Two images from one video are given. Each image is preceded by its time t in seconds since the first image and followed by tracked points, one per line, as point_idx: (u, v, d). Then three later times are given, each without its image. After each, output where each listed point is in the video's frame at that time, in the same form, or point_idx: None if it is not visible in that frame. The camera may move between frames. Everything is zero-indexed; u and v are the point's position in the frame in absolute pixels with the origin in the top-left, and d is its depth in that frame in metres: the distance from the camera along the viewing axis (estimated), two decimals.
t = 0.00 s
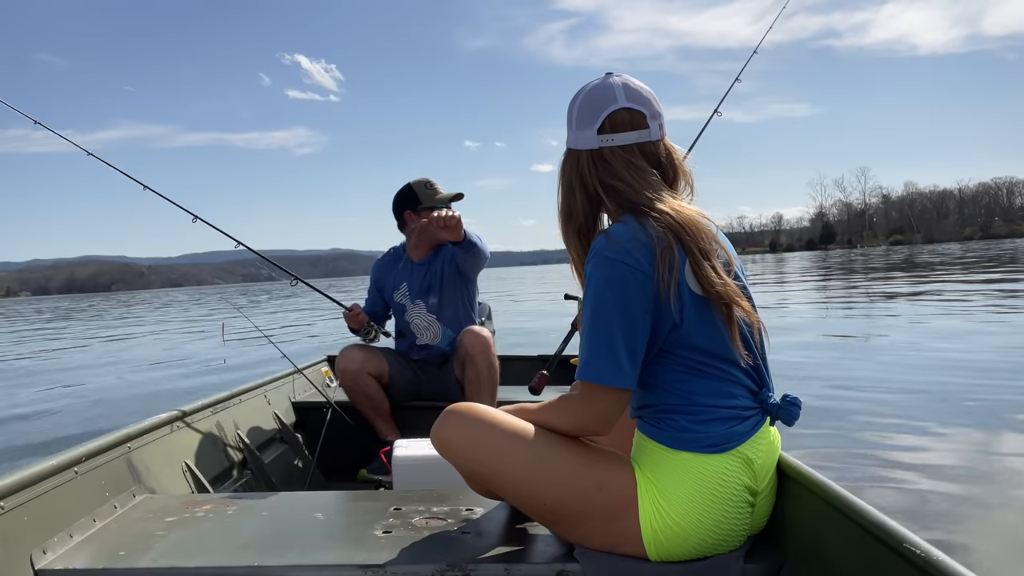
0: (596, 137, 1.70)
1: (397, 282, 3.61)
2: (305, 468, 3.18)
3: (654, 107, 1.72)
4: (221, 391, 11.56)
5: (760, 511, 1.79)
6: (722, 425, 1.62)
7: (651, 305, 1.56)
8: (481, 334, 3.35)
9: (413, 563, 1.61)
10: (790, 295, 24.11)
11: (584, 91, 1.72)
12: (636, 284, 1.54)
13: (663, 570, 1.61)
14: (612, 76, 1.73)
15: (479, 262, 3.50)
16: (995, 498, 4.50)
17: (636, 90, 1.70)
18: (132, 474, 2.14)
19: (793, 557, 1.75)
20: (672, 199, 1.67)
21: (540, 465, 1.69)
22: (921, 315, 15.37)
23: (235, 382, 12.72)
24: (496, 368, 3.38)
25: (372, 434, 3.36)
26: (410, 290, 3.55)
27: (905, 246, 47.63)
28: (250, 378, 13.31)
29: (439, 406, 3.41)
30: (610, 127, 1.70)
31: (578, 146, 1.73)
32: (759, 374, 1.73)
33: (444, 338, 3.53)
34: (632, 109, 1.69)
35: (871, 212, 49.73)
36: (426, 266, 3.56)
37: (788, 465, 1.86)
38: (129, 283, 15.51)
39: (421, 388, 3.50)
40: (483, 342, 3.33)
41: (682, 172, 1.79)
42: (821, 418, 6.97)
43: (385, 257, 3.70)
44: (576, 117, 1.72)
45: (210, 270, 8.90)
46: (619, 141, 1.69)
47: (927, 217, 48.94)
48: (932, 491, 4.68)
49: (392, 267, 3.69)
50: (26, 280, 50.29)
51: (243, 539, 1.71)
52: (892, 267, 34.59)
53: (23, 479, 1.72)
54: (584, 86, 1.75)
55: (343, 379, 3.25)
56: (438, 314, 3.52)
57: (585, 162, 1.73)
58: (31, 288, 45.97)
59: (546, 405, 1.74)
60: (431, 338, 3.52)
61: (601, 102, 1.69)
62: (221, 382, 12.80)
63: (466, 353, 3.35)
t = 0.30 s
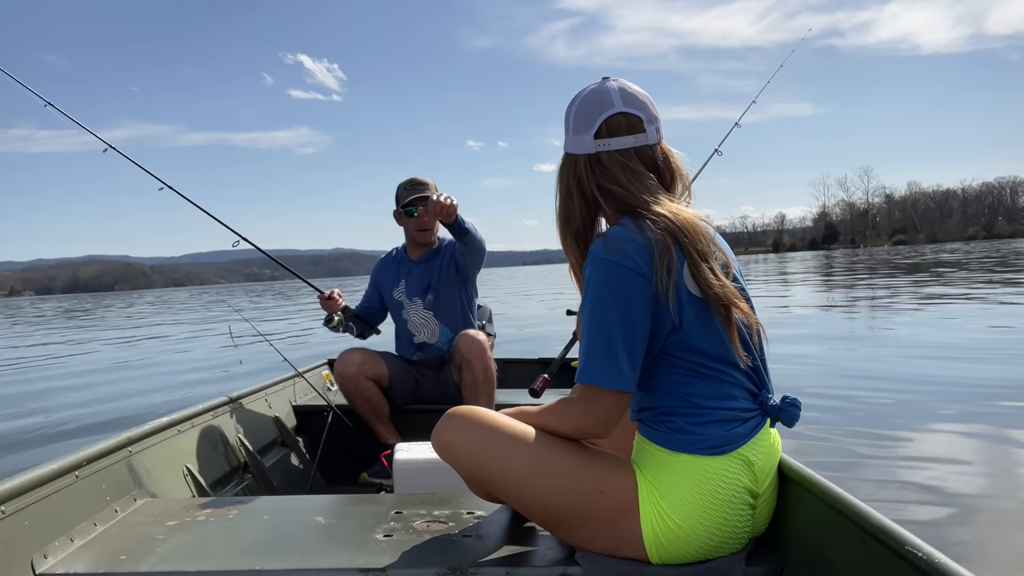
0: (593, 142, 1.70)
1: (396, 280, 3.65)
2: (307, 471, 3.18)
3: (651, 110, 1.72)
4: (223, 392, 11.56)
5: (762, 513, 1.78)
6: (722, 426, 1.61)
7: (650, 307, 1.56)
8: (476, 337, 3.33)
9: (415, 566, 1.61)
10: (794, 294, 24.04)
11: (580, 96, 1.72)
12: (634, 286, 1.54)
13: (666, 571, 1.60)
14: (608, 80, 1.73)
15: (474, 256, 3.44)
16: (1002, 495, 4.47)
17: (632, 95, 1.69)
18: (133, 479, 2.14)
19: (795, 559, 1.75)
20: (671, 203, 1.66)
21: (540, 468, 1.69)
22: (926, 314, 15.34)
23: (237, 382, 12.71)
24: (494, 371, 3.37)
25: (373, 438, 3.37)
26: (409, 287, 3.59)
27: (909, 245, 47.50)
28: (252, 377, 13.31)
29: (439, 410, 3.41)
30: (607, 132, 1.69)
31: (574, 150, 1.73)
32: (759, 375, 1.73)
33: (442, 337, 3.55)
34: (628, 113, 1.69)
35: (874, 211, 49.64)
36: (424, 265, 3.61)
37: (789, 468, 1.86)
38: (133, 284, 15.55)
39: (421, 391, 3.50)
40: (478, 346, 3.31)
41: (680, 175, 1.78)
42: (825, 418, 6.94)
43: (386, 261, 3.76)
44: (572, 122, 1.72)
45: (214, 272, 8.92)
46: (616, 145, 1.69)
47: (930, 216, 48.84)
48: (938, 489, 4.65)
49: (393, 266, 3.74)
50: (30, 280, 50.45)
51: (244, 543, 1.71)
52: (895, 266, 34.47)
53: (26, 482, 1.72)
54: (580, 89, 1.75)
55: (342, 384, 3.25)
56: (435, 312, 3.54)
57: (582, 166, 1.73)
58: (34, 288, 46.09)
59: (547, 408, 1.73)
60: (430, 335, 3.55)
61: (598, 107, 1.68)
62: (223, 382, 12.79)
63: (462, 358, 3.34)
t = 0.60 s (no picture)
0: (587, 142, 1.70)
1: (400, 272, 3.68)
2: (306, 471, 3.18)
3: (644, 110, 1.72)
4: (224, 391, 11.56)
5: (761, 512, 1.78)
6: (719, 424, 1.61)
7: (647, 306, 1.56)
8: (467, 340, 3.33)
9: (414, 566, 1.61)
10: (795, 293, 24.01)
11: (574, 96, 1.72)
12: (631, 286, 1.54)
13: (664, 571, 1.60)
14: (602, 80, 1.73)
15: (469, 264, 3.50)
16: (1003, 496, 4.45)
17: (626, 94, 1.69)
18: (132, 478, 2.15)
19: (794, 557, 1.74)
20: (664, 202, 1.66)
21: (539, 467, 1.69)
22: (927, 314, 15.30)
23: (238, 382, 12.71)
24: (486, 373, 3.37)
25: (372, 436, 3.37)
26: (412, 279, 3.61)
27: (912, 244, 47.43)
28: (254, 377, 13.31)
29: (438, 409, 3.41)
30: (601, 131, 1.69)
31: (569, 149, 1.73)
32: (755, 373, 1.73)
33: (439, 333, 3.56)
34: (621, 113, 1.69)
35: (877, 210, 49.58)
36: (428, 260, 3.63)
37: (787, 466, 1.85)
38: (136, 283, 15.60)
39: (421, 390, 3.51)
40: (469, 349, 3.31)
41: (674, 174, 1.78)
42: (826, 417, 6.94)
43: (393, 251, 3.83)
44: (567, 121, 1.72)
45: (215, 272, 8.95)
46: (610, 145, 1.69)
47: (934, 215, 48.78)
48: (937, 489, 4.64)
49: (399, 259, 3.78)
50: (33, 280, 50.49)
51: (243, 543, 1.71)
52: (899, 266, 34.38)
53: (25, 482, 1.72)
54: (575, 88, 1.75)
55: (343, 380, 3.26)
56: (435, 309, 3.57)
57: (577, 166, 1.73)
58: (38, 288, 46.24)
59: (545, 407, 1.73)
60: (427, 330, 3.57)
61: (591, 107, 1.68)
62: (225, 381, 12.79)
63: (453, 360, 3.34)
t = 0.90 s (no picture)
0: (581, 141, 1.70)
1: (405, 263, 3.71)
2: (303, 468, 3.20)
3: (639, 109, 1.72)
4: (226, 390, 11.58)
5: (757, 511, 1.78)
6: (717, 424, 1.61)
7: (644, 306, 1.56)
8: (459, 338, 3.33)
9: (409, 562, 1.61)
10: (797, 293, 23.95)
11: (568, 95, 1.72)
12: (628, 286, 1.54)
13: (659, 568, 1.60)
14: (596, 79, 1.73)
15: (459, 293, 3.36)
16: (1004, 496, 4.44)
17: (620, 93, 1.69)
18: (129, 471, 2.15)
19: (789, 556, 1.74)
20: (660, 202, 1.66)
21: (536, 465, 1.69)
22: (930, 314, 15.25)
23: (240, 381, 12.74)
24: (479, 371, 3.37)
25: (370, 432, 3.38)
26: (417, 272, 3.64)
27: (916, 243, 47.42)
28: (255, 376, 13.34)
29: (435, 405, 3.42)
30: (595, 131, 1.69)
31: (562, 149, 1.73)
32: (752, 371, 1.73)
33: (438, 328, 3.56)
34: (615, 112, 1.69)
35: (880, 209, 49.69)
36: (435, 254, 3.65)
37: (784, 465, 1.85)
38: (139, 282, 15.65)
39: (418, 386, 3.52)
40: (461, 347, 3.31)
41: (669, 173, 1.78)
42: (827, 417, 6.94)
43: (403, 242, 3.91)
44: (561, 121, 1.72)
45: (218, 271, 8.96)
46: (604, 144, 1.69)
47: (937, 215, 48.79)
48: (937, 489, 4.62)
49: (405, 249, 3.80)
50: (37, 281, 50.74)
51: (238, 536, 1.71)
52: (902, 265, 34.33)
53: (21, 473, 1.73)
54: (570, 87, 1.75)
55: (340, 373, 3.27)
56: (436, 304, 3.55)
57: (570, 165, 1.73)
58: (43, 288, 46.41)
59: (542, 406, 1.73)
60: (427, 323, 3.57)
61: (585, 107, 1.69)
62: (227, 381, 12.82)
63: (446, 358, 3.35)
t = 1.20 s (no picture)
0: (584, 141, 1.70)
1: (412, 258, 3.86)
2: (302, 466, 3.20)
3: (642, 109, 1.72)
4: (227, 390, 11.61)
5: (756, 510, 1.78)
6: (717, 424, 1.61)
7: (645, 307, 1.56)
8: (459, 337, 3.33)
9: (408, 560, 1.61)
10: (799, 293, 23.91)
11: (571, 94, 1.72)
12: (629, 286, 1.54)
13: (657, 567, 1.60)
14: (600, 78, 1.73)
15: (445, 311, 3.35)
16: (1004, 495, 4.45)
17: (624, 93, 1.69)
18: (128, 469, 2.16)
19: (788, 556, 1.74)
20: (662, 201, 1.66)
21: (536, 464, 1.68)
22: (932, 313, 15.25)
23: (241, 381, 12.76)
24: (479, 369, 3.37)
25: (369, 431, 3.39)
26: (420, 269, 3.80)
27: (918, 242, 47.39)
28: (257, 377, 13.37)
29: (434, 404, 3.42)
30: (598, 130, 1.69)
31: (562, 148, 1.74)
32: (752, 371, 1.73)
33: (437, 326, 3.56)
34: (618, 112, 1.69)
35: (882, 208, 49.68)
36: (439, 256, 3.77)
37: (783, 465, 1.85)
38: (141, 282, 15.69)
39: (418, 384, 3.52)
40: (461, 346, 3.31)
41: (672, 173, 1.78)
42: (827, 416, 6.94)
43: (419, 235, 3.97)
44: (564, 120, 1.72)
45: (220, 271, 8.99)
46: (607, 145, 1.69)
47: (939, 214, 48.77)
48: (938, 489, 4.60)
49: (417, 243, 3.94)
50: (40, 282, 50.86)
51: (237, 534, 1.71)
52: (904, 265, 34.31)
53: (20, 470, 1.73)
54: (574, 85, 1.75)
55: (339, 371, 3.28)
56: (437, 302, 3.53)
57: (573, 164, 1.73)
58: (46, 289, 46.55)
59: (541, 404, 1.73)
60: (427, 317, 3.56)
61: (589, 106, 1.68)
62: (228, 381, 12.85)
63: (446, 356, 3.35)
